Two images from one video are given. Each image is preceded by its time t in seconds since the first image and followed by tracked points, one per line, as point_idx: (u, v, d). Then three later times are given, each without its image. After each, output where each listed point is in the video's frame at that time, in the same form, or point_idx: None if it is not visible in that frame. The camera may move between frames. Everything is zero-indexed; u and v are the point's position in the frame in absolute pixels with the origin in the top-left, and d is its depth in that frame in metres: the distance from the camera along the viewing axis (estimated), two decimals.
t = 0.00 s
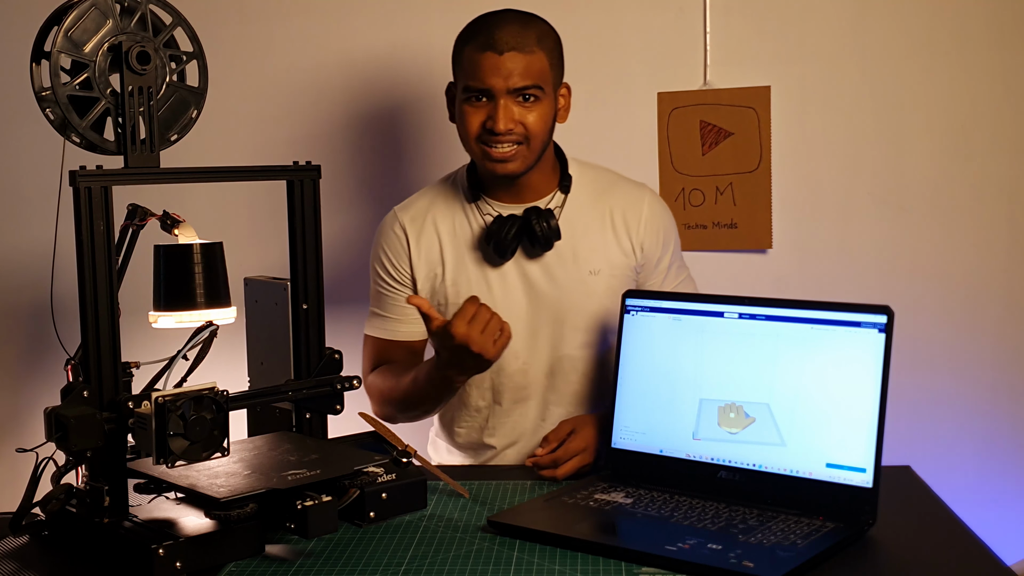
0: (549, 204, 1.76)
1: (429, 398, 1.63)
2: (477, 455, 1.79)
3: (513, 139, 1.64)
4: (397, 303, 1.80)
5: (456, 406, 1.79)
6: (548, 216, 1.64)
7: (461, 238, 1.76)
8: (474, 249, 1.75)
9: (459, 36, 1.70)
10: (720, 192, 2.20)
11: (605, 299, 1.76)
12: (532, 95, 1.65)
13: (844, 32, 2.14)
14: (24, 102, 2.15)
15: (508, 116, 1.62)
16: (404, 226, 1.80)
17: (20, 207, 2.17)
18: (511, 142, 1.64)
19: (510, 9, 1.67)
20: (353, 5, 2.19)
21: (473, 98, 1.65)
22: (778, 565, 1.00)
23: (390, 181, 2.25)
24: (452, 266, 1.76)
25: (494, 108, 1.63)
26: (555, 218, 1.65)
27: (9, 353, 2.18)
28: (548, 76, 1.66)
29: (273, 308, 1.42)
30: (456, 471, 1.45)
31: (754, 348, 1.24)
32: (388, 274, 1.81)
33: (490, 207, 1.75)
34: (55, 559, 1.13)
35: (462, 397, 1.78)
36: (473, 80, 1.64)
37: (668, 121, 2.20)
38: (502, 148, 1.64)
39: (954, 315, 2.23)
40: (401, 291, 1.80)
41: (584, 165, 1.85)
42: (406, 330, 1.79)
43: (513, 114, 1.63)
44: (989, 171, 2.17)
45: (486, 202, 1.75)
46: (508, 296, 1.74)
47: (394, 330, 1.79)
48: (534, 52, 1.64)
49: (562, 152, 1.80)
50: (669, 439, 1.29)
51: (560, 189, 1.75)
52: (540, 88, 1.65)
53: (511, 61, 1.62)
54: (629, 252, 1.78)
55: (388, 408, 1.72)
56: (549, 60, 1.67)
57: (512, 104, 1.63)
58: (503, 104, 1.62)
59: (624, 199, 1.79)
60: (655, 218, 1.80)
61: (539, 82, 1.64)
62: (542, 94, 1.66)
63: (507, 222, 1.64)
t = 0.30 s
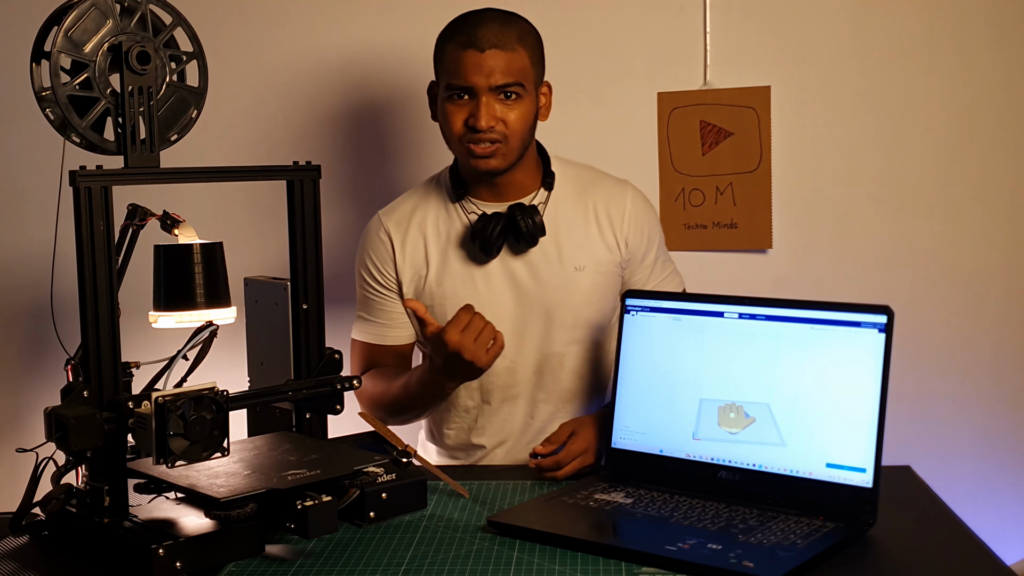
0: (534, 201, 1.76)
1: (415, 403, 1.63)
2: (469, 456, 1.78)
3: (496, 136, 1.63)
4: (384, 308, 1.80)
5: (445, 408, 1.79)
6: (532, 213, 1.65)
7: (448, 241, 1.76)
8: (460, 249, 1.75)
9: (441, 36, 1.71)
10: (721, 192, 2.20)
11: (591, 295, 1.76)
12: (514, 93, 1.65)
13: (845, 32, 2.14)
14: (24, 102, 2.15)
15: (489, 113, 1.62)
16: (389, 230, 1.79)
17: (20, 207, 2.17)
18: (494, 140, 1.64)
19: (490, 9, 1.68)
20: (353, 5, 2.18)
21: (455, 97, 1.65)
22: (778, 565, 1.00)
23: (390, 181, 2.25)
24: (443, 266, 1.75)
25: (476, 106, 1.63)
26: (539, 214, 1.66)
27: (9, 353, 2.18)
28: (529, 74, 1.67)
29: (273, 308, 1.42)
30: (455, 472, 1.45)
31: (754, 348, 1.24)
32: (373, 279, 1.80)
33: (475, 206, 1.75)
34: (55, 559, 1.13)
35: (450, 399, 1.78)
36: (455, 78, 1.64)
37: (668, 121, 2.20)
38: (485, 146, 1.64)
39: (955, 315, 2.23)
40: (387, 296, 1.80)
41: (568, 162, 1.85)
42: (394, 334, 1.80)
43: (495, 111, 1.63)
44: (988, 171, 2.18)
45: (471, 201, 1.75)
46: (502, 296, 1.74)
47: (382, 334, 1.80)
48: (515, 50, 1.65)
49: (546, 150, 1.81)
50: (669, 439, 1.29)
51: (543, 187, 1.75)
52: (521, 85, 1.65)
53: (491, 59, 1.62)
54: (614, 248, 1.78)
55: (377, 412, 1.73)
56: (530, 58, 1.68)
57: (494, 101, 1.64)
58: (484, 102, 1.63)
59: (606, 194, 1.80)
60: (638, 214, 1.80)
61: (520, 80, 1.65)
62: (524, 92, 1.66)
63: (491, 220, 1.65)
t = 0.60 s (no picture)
0: (529, 200, 1.76)
1: (411, 403, 1.63)
2: (462, 455, 1.78)
3: (493, 136, 1.63)
4: (379, 307, 1.80)
5: (439, 407, 1.79)
6: (527, 212, 1.65)
7: (443, 238, 1.76)
8: (455, 247, 1.75)
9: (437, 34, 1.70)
10: (721, 192, 2.20)
11: (585, 294, 1.76)
12: (511, 92, 1.65)
13: (845, 32, 2.14)
14: (24, 102, 2.15)
15: (486, 112, 1.62)
16: (384, 229, 1.79)
17: (20, 207, 2.17)
18: (491, 139, 1.64)
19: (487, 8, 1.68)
20: (353, 5, 2.18)
21: (452, 96, 1.65)
22: (778, 565, 1.00)
23: (390, 181, 2.25)
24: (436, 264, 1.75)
25: (473, 105, 1.63)
26: (533, 214, 1.66)
27: (9, 353, 2.18)
28: (526, 73, 1.67)
29: (273, 308, 1.42)
30: (455, 471, 1.45)
31: (754, 348, 1.24)
32: (368, 278, 1.80)
33: (471, 204, 1.75)
34: (55, 559, 1.13)
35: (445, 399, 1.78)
36: (451, 77, 1.64)
37: (668, 121, 2.20)
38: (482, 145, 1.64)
39: (954, 315, 2.23)
40: (381, 295, 1.80)
41: (563, 163, 1.86)
42: (388, 333, 1.80)
43: (492, 110, 1.63)
44: (987, 170, 2.18)
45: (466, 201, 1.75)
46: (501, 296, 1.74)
47: (376, 334, 1.80)
48: (512, 49, 1.65)
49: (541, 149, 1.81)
50: (669, 439, 1.29)
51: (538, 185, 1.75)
52: (518, 84, 1.66)
53: (488, 58, 1.63)
54: (608, 247, 1.79)
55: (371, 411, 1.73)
56: (527, 57, 1.68)
57: (491, 100, 1.64)
58: (481, 101, 1.63)
59: (602, 194, 1.80)
60: (633, 214, 1.81)
61: (517, 79, 1.65)
62: (520, 91, 1.66)
63: (486, 219, 1.64)
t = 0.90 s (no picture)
0: (530, 200, 1.76)
1: (411, 404, 1.63)
2: (462, 455, 1.78)
3: (495, 135, 1.64)
4: (379, 308, 1.80)
5: (439, 407, 1.79)
6: (527, 212, 1.65)
7: (443, 238, 1.76)
8: (456, 246, 1.75)
9: (438, 34, 1.71)
10: (721, 192, 2.20)
11: (585, 294, 1.76)
12: (512, 91, 1.65)
13: (845, 32, 2.14)
14: (24, 102, 2.15)
15: (488, 111, 1.63)
16: (385, 229, 1.79)
17: (20, 207, 2.17)
18: (493, 139, 1.64)
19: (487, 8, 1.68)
20: (353, 5, 2.18)
21: (453, 96, 1.65)
22: (778, 565, 1.00)
23: (390, 181, 2.25)
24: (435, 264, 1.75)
25: (474, 104, 1.63)
26: (534, 214, 1.66)
27: (9, 353, 2.18)
28: (527, 72, 1.68)
29: (273, 308, 1.42)
30: (455, 471, 1.45)
31: (754, 348, 1.24)
32: (369, 278, 1.80)
33: (471, 205, 1.75)
34: (55, 559, 1.13)
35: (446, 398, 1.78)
36: (453, 77, 1.64)
37: (668, 121, 2.20)
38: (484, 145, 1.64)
39: (954, 315, 2.23)
40: (381, 295, 1.80)
41: (563, 163, 1.86)
42: (388, 333, 1.80)
43: (494, 110, 1.63)
44: (987, 170, 2.18)
45: (467, 201, 1.75)
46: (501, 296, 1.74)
47: (376, 334, 1.80)
48: (513, 49, 1.65)
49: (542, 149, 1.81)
50: (669, 438, 1.29)
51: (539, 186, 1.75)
52: (519, 83, 1.66)
53: (490, 57, 1.63)
54: (608, 247, 1.79)
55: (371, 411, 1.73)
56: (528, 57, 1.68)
57: (492, 100, 1.64)
58: (483, 101, 1.63)
59: (602, 195, 1.80)
60: (633, 214, 1.80)
61: (518, 78, 1.65)
62: (521, 90, 1.66)
63: (486, 220, 1.65)
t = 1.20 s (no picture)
0: (535, 200, 1.76)
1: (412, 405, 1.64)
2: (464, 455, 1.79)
3: (500, 135, 1.64)
4: (376, 307, 1.82)
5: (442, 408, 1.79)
6: (532, 212, 1.65)
7: (443, 238, 1.76)
8: (456, 245, 1.75)
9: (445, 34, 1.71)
10: (721, 192, 2.20)
11: (588, 295, 1.76)
12: (519, 91, 1.66)
13: (845, 31, 2.14)
14: (23, 102, 2.15)
15: (494, 111, 1.63)
16: (387, 229, 1.79)
17: (20, 207, 2.17)
18: (498, 139, 1.64)
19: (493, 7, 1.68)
20: (353, 5, 2.18)
21: (460, 96, 1.66)
22: (778, 565, 1.00)
23: (390, 181, 2.25)
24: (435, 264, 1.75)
25: (481, 104, 1.64)
26: (539, 214, 1.66)
27: (9, 353, 2.18)
28: (534, 71, 1.68)
29: (273, 309, 1.43)
30: (455, 471, 1.45)
31: (754, 348, 1.24)
32: (368, 277, 1.81)
33: (475, 203, 1.75)
34: (55, 560, 1.13)
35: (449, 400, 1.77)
36: (460, 77, 1.65)
37: (668, 121, 2.20)
38: (489, 145, 1.65)
39: (955, 315, 2.23)
40: (380, 294, 1.81)
41: (568, 164, 1.86)
42: (382, 333, 1.82)
43: (500, 110, 1.64)
44: (987, 170, 2.18)
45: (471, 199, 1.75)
46: (502, 296, 1.73)
47: (371, 332, 1.82)
48: (519, 48, 1.65)
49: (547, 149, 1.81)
50: (669, 438, 1.29)
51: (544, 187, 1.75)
52: (526, 82, 1.66)
53: (496, 56, 1.63)
54: (612, 250, 1.79)
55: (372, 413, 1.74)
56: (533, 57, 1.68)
57: (498, 100, 1.64)
58: (490, 100, 1.63)
59: (607, 197, 1.80)
60: (638, 218, 1.81)
61: (524, 76, 1.65)
62: (528, 89, 1.66)
63: (491, 219, 1.65)
